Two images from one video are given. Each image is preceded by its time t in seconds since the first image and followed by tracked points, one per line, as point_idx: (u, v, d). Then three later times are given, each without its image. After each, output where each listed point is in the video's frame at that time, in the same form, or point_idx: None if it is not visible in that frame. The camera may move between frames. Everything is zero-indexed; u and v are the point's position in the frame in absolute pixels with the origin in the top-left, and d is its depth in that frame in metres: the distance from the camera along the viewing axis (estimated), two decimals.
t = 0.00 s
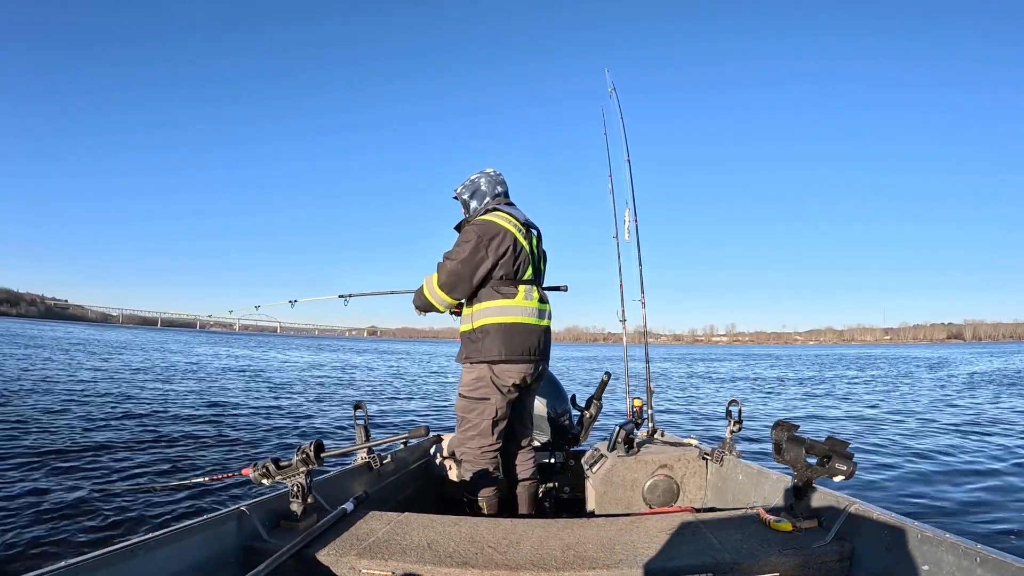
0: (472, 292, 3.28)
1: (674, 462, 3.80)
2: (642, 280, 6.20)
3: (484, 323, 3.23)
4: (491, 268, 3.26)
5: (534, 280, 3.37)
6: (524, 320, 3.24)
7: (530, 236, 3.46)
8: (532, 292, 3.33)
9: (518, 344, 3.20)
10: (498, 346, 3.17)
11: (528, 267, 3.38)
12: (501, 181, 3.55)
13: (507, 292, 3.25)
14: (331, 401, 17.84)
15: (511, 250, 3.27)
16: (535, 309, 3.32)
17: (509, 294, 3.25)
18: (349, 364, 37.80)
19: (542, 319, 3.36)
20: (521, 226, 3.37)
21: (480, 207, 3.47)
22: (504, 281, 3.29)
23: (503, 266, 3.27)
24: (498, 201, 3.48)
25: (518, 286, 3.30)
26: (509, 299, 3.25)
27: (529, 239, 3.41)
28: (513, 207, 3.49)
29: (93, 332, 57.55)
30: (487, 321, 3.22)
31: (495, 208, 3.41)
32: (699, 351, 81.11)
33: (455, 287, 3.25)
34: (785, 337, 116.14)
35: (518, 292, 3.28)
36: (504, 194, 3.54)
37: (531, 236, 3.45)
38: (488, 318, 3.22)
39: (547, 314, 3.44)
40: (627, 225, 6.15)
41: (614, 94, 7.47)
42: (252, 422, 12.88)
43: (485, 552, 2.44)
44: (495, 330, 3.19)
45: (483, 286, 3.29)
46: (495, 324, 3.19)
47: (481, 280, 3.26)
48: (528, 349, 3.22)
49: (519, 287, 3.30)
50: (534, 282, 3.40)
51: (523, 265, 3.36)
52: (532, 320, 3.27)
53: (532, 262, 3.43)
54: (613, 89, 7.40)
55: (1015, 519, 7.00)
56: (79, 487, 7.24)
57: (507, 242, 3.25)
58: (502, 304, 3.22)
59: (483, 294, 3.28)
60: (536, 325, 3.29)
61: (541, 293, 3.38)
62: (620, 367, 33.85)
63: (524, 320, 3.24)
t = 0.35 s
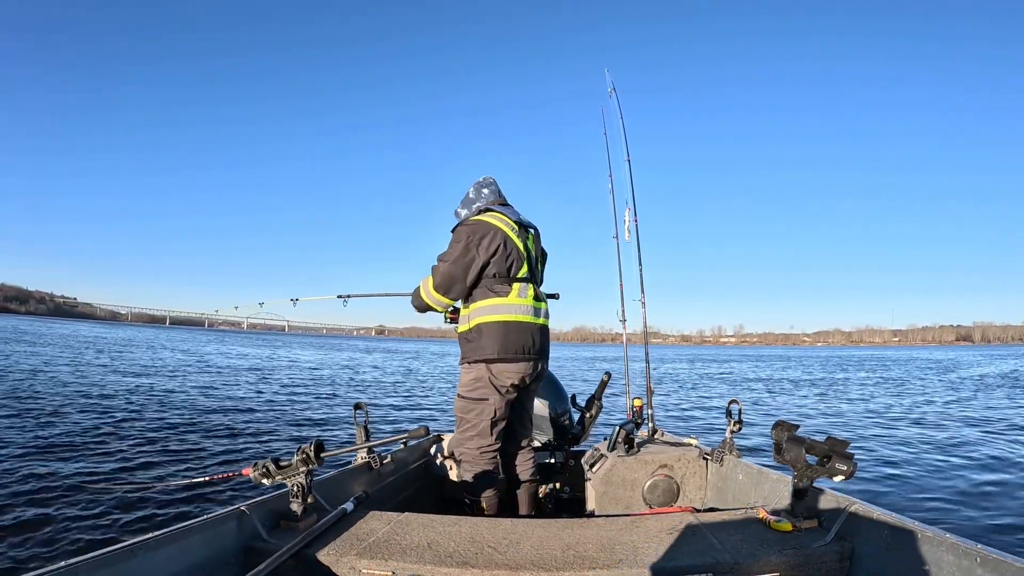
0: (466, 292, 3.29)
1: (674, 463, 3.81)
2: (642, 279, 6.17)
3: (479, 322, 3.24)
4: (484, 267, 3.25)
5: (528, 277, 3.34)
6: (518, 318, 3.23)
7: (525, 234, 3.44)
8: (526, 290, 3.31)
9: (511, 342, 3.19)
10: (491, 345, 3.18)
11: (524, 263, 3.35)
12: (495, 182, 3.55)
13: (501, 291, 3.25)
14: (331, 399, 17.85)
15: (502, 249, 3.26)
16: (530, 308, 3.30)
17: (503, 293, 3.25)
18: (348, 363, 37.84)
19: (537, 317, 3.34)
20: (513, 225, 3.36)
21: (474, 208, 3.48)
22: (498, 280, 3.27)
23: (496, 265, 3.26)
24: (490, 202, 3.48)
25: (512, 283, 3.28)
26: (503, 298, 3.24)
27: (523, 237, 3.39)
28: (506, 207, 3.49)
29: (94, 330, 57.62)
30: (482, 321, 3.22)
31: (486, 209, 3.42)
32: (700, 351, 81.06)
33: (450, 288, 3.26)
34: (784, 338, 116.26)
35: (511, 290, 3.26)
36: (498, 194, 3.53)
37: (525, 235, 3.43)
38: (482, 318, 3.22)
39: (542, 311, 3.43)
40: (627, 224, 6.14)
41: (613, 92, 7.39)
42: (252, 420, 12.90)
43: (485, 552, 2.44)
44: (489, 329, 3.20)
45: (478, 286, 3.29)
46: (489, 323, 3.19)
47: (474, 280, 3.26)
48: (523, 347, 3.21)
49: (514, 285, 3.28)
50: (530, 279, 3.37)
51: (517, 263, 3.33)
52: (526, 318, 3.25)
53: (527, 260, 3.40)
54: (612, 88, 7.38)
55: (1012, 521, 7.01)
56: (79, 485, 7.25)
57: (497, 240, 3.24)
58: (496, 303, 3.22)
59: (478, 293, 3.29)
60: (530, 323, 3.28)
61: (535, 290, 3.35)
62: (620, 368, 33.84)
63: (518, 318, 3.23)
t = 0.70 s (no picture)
0: (457, 292, 3.46)
1: (674, 462, 3.81)
2: (641, 279, 6.13)
3: (465, 320, 3.34)
4: (469, 268, 3.39)
5: (516, 272, 3.38)
6: (500, 312, 3.27)
7: (515, 233, 3.54)
8: (513, 283, 3.34)
9: (492, 335, 3.22)
10: (474, 341, 3.23)
11: (510, 258, 3.42)
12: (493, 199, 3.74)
13: (484, 288, 3.33)
14: (332, 399, 17.86)
15: (485, 248, 3.38)
16: (516, 300, 3.32)
17: (486, 289, 3.32)
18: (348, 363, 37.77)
19: (523, 312, 3.33)
20: (500, 227, 3.50)
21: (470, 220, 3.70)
22: (483, 277, 3.35)
23: (481, 264, 3.37)
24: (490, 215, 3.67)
25: (497, 278, 3.34)
26: (486, 293, 3.32)
27: (511, 236, 3.49)
28: (501, 215, 3.63)
29: (95, 329, 57.54)
30: (469, 316, 3.31)
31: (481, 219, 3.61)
32: (700, 352, 81.01)
33: (441, 288, 3.44)
34: (784, 338, 116.15)
35: (494, 286, 3.32)
36: (495, 206, 3.72)
37: (517, 237, 3.54)
38: (468, 315, 3.33)
39: (534, 305, 3.41)
40: (627, 223, 6.15)
41: (613, 92, 7.34)
42: (253, 420, 12.92)
43: (485, 552, 2.44)
44: (473, 324, 3.27)
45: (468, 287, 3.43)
46: (472, 319, 3.29)
47: (462, 282, 3.42)
48: (507, 340, 3.22)
49: (498, 278, 3.33)
50: (518, 275, 3.38)
51: (503, 261, 3.40)
52: (508, 311, 3.27)
53: (516, 258, 3.44)
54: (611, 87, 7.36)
55: (1012, 523, 7.00)
56: (80, 485, 7.25)
57: (479, 240, 3.39)
58: (480, 300, 3.31)
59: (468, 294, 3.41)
60: (514, 316, 3.28)
61: (522, 285, 3.37)
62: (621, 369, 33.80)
63: (501, 309, 3.27)
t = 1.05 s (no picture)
0: (456, 293, 3.54)
1: (669, 461, 3.81)
2: (635, 278, 6.11)
3: (462, 316, 3.40)
4: (467, 269, 3.47)
5: (511, 270, 3.42)
6: (492, 307, 3.30)
7: (515, 236, 3.58)
8: (505, 279, 3.38)
9: (483, 328, 3.26)
10: (467, 335, 3.30)
11: (505, 256, 3.45)
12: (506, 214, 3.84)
13: (478, 284, 3.39)
14: (331, 400, 17.93)
15: (481, 248, 3.47)
16: (506, 294, 3.33)
17: (480, 285, 3.38)
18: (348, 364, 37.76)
19: (514, 306, 3.34)
20: (500, 230, 3.57)
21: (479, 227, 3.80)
22: (479, 276, 3.42)
23: (478, 264, 3.45)
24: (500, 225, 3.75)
25: (490, 274, 3.40)
26: (479, 289, 3.37)
27: (509, 238, 3.54)
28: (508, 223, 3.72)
29: (94, 331, 57.49)
30: (465, 312, 3.38)
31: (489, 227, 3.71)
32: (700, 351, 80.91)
33: (442, 288, 3.54)
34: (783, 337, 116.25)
35: (487, 282, 3.37)
36: (504, 214, 3.82)
37: (518, 239, 3.59)
38: (464, 312, 3.39)
39: (528, 301, 3.40)
40: (621, 223, 6.15)
41: (607, 91, 7.30)
42: (253, 420, 12.98)
43: (481, 552, 2.45)
44: (468, 319, 3.33)
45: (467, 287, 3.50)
46: (467, 313, 3.35)
47: (461, 282, 3.50)
48: (496, 333, 3.24)
49: (491, 275, 3.39)
50: (512, 272, 3.41)
51: (499, 260, 3.44)
52: (499, 305, 3.30)
53: (513, 256, 3.47)
54: (605, 86, 7.35)
55: (1007, 521, 7.01)
56: (78, 484, 7.29)
57: (478, 243, 3.49)
58: (474, 296, 3.37)
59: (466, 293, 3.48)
60: (505, 309, 3.30)
61: (516, 281, 3.39)
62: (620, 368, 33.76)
63: (492, 303, 3.30)
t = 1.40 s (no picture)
0: (455, 293, 3.56)
1: (661, 466, 3.82)
2: (630, 279, 5.77)
3: (459, 315, 3.42)
4: (466, 270, 3.50)
5: (508, 271, 3.43)
6: (488, 306, 3.31)
7: (515, 239, 3.59)
8: (502, 279, 3.39)
9: (479, 326, 3.28)
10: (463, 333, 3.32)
11: (503, 257, 3.46)
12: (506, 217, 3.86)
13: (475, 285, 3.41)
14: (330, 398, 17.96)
15: (480, 249, 3.49)
16: (503, 293, 3.35)
17: (477, 286, 3.40)
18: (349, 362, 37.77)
19: (510, 306, 3.35)
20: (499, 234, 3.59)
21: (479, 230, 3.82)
22: (478, 276, 3.45)
23: (476, 265, 3.47)
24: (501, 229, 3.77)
25: (488, 275, 3.42)
26: (477, 289, 3.39)
27: (508, 241, 3.55)
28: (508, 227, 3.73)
29: (96, 328, 57.51)
30: (462, 310, 3.40)
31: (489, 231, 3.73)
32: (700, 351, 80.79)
33: (441, 288, 3.56)
34: (783, 337, 116.34)
35: (484, 282, 3.39)
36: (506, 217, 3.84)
37: (517, 242, 3.60)
38: (461, 311, 3.41)
39: (524, 301, 3.40)
40: (622, 226, 6.13)
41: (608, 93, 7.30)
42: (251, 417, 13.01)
43: (470, 552, 2.46)
44: (464, 318, 3.36)
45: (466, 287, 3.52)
46: (464, 312, 3.37)
47: (460, 282, 3.52)
48: (490, 331, 3.27)
49: (488, 275, 3.41)
50: (510, 273, 3.43)
51: (497, 261, 3.46)
52: (495, 303, 3.32)
53: (511, 258, 3.48)
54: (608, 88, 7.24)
55: (1001, 524, 7.03)
56: (75, 477, 7.33)
57: (477, 245, 3.51)
58: (471, 295, 3.39)
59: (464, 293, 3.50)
60: (500, 308, 3.32)
61: (513, 282, 3.41)
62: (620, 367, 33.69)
63: (487, 302, 3.32)
